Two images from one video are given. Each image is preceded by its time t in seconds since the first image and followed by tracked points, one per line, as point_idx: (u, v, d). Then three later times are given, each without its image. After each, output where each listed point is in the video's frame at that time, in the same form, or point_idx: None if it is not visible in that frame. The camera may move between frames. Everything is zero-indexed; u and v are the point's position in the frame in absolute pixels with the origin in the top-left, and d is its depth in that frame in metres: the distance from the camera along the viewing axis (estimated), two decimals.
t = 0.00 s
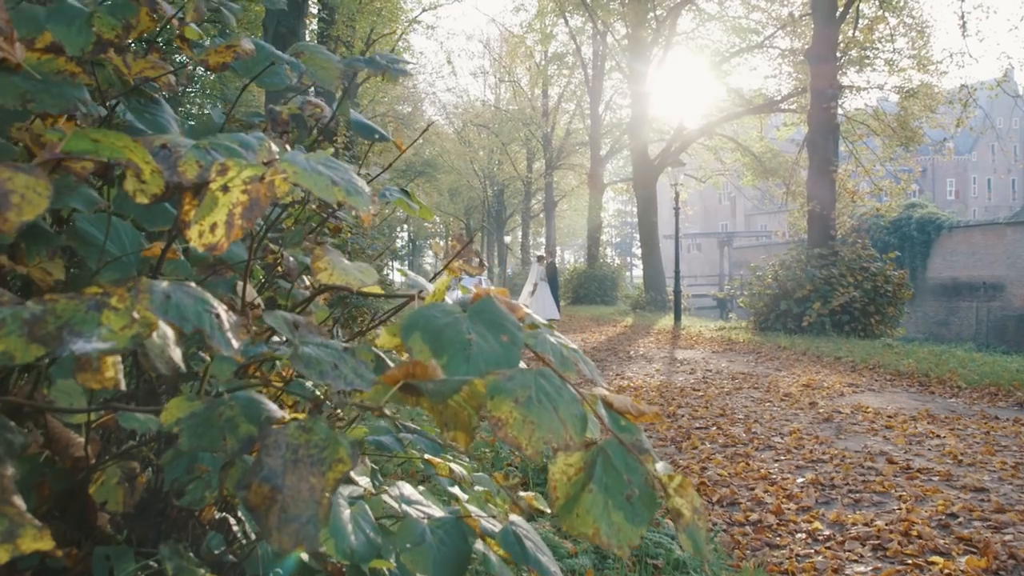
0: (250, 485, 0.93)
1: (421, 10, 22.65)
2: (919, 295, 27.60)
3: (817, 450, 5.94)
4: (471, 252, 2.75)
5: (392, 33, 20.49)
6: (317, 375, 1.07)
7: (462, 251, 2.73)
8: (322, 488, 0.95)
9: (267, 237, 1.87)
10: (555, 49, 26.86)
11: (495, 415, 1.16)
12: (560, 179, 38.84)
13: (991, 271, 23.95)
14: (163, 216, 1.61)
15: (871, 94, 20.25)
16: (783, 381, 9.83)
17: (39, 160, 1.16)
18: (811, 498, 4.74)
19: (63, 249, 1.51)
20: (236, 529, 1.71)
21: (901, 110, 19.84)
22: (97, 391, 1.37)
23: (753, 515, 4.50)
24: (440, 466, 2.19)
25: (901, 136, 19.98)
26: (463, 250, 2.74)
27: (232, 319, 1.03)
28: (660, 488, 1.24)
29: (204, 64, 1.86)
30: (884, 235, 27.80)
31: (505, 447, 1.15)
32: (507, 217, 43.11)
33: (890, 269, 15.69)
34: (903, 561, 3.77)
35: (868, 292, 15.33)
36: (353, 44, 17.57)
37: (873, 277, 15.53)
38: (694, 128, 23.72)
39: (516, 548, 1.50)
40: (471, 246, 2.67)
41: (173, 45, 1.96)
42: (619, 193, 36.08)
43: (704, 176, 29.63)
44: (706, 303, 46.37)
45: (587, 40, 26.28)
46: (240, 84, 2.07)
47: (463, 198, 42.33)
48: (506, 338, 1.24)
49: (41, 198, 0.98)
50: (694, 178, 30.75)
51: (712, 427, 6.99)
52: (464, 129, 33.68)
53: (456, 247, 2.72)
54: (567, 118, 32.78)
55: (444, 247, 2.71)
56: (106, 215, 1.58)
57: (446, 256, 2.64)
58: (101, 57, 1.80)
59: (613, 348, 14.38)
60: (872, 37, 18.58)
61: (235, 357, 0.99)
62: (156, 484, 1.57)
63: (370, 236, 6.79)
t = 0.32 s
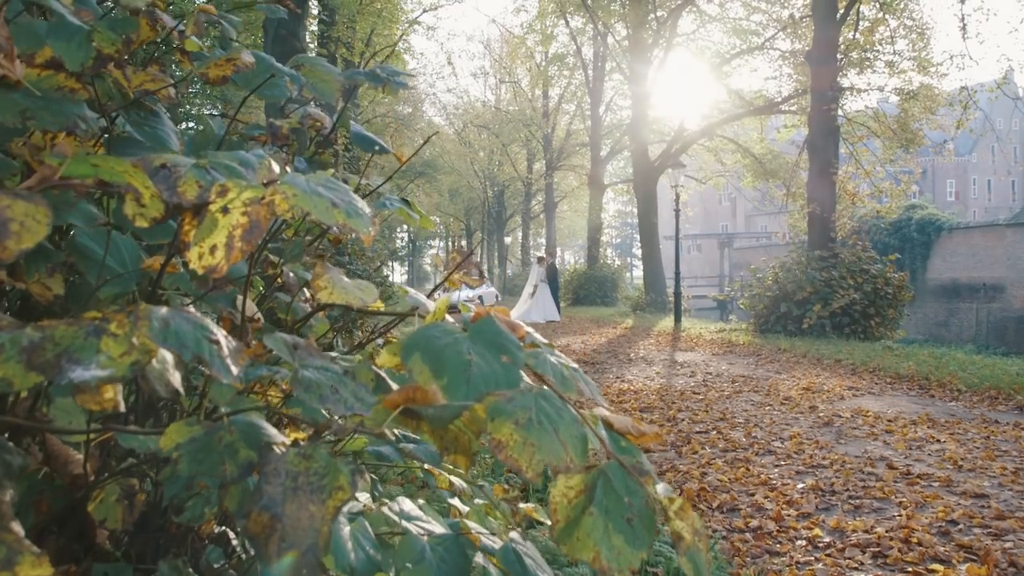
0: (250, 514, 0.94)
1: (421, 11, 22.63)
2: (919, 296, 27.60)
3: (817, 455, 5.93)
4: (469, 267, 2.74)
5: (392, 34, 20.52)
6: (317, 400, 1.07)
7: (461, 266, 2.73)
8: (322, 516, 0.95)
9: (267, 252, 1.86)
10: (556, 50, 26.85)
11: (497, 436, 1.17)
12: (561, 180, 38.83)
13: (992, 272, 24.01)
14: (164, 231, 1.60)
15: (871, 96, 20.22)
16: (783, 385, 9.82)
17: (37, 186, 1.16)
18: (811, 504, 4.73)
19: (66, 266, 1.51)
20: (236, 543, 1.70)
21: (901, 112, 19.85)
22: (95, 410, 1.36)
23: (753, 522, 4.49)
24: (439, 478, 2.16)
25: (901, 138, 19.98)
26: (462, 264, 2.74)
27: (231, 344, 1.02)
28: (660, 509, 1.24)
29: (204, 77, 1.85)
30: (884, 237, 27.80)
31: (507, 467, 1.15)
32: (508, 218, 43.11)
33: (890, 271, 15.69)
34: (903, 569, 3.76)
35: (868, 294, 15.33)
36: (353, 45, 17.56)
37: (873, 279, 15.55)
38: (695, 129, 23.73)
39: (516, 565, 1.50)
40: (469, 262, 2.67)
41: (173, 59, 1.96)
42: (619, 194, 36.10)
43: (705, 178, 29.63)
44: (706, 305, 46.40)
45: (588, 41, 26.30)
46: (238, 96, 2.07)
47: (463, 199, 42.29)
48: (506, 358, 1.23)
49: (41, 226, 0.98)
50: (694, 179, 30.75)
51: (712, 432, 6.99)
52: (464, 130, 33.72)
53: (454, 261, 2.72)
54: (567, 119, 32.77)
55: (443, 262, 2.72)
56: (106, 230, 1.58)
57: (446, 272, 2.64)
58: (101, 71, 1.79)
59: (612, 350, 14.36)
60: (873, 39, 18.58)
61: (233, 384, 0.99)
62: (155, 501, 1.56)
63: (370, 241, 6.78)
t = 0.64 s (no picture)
0: (247, 544, 0.94)
1: (421, 12, 22.66)
2: (919, 298, 27.59)
3: (816, 460, 5.93)
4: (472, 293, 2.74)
5: (392, 35, 20.57)
6: (314, 426, 1.07)
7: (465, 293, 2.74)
8: (319, 546, 0.95)
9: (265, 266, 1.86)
10: (555, 51, 26.89)
11: (495, 460, 1.17)
12: (560, 180, 38.82)
13: (991, 274, 24.03)
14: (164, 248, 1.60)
15: (870, 97, 20.21)
16: (783, 388, 9.81)
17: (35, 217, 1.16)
18: (810, 510, 4.72)
19: (69, 285, 1.50)
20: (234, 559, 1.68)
21: (901, 113, 19.85)
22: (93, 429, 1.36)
23: (752, 528, 4.49)
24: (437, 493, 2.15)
25: (900, 140, 19.96)
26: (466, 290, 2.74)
27: (229, 371, 1.02)
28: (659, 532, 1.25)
29: (203, 91, 1.85)
30: (883, 238, 27.80)
31: (504, 492, 1.15)
32: (508, 219, 43.12)
33: (889, 273, 15.68)
34: None
35: (868, 296, 15.34)
36: (353, 46, 17.61)
37: (873, 281, 15.55)
38: (694, 131, 23.75)
39: None
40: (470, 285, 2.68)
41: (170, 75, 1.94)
42: (618, 195, 36.10)
43: (704, 179, 29.66)
44: (706, 306, 46.38)
45: (588, 42, 26.32)
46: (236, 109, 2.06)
47: (463, 200, 42.32)
48: (504, 380, 1.23)
49: (37, 256, 0.99)
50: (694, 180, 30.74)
51: (711, 436, 6.99)
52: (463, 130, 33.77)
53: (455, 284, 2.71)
54: (567, 120, 32.76)
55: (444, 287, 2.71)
56: (105, 246, 1.58)
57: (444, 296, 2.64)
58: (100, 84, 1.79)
59: (612, 352, 14.36)
60: (871, 41, 18.59)
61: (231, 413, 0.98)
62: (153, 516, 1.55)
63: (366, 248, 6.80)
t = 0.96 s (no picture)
0: None
1: (420, 13, 22.70)
2: (918, 299, 27.64)
3: (815, 465, 5.92)
4: (474, 303, 2.72)
5: (391, 37, 20.58)
6: (312, 452, 1.07)
7: (466, 302, 2.71)
8: None
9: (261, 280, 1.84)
10: (554, 53, 26.91)
11: (491, 485, 1.17)
12: (559, 181, 38.84)
13: (990, 275, 24.12)
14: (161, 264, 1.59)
15: (869, 100, 20.20)
16: (781, 391, 9.80)
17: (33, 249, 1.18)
18: (809, 517, 4.72)
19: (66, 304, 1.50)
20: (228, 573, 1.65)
21: (899, 115, 19.85)
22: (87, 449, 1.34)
23: (750, 535, 4.49)
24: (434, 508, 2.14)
25: (898, 142, 19.91)
26: (466, 300, 2.71)
27: (226, 400, 1.01)
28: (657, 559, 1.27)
29: (201, 107, 1.85)
30: (882, 239, 27.85)
31: (501, 518, 1.16)
32: (507, 219, 43.14)
33: (888, 275, 15.67)
34: None
35: (866, 299, 15.35)
36: (352, 47, 17.61)
37: (871, 284, 15.55)
38: (693, 132, 23.79)
39: None
40: (470, 296, 2.66)
41: (169, 91, 1.95)
42: (617, 196, 36.10)
43: (703, 180, 29.69)
44: (705, 308, 46.40)
45: (587, 44, 26.35)
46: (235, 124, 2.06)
47: (462, 201, 42.30)
48: (502, 403, 1.23)
49: (34, 287, 1.01)
50: (693, 181, 30.78)
51: (710, 440, 6.99)
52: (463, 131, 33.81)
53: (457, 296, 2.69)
54: (566, 121, 32.76)
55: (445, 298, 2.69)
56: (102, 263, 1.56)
57: (443, 307, 2.61)
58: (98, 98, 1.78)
59: (610, 355, 14.36)
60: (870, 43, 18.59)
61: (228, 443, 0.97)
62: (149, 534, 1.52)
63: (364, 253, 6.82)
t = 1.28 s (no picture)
0: None
1: (418, 14, 22.71)
2: (916, 300, 27.68)
3: (813, 470, 5.92)
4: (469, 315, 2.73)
5: (389, 37, 20.60)
6: (308, 480, 1.08)
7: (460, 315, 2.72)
8: None
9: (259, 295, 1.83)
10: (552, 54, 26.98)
11: (487, 511, 1.18)
12: (558, 182, 38.84)
13: (987, 276, 24.26)
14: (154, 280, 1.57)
15: (867, 101, 20.20)
16: (779, 394, 9.79)
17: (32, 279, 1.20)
18: (807, 523, 4.71)
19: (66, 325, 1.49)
20: None
21: (897, 116, 19.87)
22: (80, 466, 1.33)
23: (749, 541, 4.49)
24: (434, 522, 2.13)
25: (896, 143, 19.98)
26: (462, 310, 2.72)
27: (221, 430, 1.01)
28: None
29: (197, 121, 1.85)
30: (880, 240, 27.90)
31: (499, 544, 1.17)
32: (505, 220, 43.13)
33: (886, 277, 15.67)
34: None
35: (864, 300, 15.33)
36: (351, 48, 17.65)
37: (869, 285, 15.54)
38: (691, 133, 23.80)
39: None
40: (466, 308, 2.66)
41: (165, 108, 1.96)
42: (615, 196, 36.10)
43: (702, 181, 29.70)
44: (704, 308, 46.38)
45: (586, 45, 26.35)
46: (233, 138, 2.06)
47: (461, 201, 42.33)
48: (498, 426, 1.23)
49: (27, 319, 1.05)
50: (691, 182, 30.80)
51: (708, 444, 6.99)
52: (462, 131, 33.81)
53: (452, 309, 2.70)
54: (564, 122, 32.73)
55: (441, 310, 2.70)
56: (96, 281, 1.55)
57: (439, 319, 2.62)
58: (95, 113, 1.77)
59: (609, 356, 14.37)
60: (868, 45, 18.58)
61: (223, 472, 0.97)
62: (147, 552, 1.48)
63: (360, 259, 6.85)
